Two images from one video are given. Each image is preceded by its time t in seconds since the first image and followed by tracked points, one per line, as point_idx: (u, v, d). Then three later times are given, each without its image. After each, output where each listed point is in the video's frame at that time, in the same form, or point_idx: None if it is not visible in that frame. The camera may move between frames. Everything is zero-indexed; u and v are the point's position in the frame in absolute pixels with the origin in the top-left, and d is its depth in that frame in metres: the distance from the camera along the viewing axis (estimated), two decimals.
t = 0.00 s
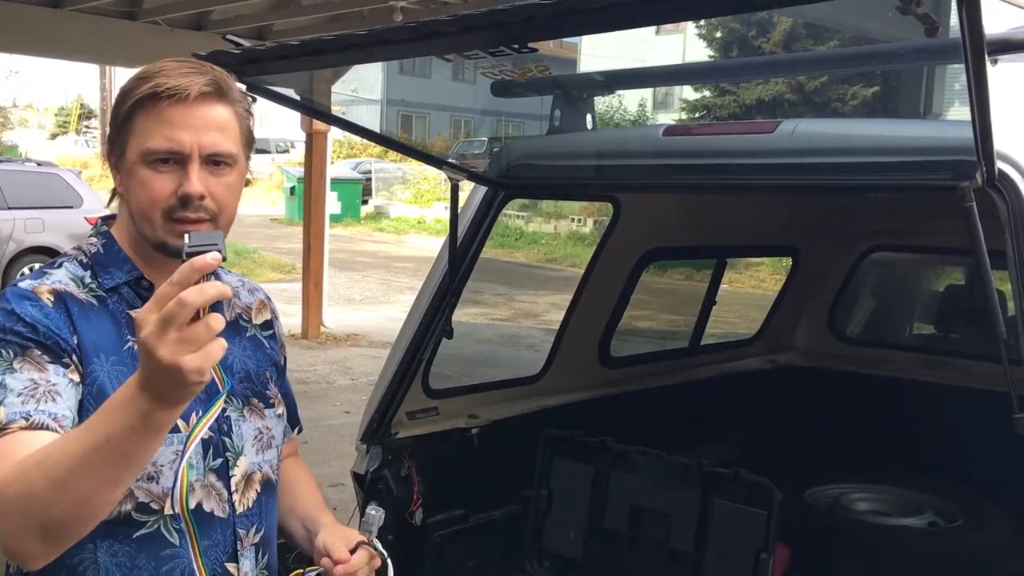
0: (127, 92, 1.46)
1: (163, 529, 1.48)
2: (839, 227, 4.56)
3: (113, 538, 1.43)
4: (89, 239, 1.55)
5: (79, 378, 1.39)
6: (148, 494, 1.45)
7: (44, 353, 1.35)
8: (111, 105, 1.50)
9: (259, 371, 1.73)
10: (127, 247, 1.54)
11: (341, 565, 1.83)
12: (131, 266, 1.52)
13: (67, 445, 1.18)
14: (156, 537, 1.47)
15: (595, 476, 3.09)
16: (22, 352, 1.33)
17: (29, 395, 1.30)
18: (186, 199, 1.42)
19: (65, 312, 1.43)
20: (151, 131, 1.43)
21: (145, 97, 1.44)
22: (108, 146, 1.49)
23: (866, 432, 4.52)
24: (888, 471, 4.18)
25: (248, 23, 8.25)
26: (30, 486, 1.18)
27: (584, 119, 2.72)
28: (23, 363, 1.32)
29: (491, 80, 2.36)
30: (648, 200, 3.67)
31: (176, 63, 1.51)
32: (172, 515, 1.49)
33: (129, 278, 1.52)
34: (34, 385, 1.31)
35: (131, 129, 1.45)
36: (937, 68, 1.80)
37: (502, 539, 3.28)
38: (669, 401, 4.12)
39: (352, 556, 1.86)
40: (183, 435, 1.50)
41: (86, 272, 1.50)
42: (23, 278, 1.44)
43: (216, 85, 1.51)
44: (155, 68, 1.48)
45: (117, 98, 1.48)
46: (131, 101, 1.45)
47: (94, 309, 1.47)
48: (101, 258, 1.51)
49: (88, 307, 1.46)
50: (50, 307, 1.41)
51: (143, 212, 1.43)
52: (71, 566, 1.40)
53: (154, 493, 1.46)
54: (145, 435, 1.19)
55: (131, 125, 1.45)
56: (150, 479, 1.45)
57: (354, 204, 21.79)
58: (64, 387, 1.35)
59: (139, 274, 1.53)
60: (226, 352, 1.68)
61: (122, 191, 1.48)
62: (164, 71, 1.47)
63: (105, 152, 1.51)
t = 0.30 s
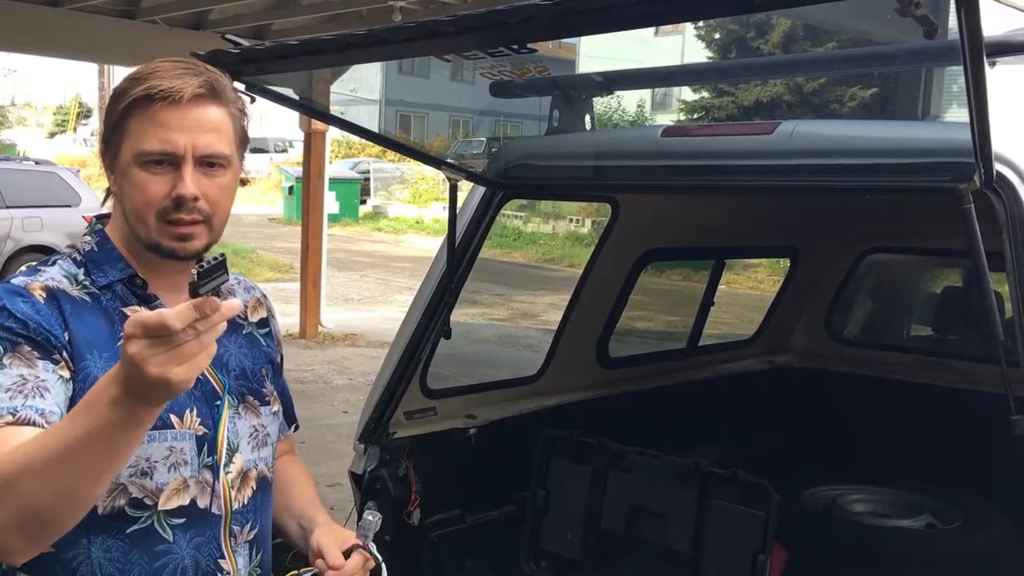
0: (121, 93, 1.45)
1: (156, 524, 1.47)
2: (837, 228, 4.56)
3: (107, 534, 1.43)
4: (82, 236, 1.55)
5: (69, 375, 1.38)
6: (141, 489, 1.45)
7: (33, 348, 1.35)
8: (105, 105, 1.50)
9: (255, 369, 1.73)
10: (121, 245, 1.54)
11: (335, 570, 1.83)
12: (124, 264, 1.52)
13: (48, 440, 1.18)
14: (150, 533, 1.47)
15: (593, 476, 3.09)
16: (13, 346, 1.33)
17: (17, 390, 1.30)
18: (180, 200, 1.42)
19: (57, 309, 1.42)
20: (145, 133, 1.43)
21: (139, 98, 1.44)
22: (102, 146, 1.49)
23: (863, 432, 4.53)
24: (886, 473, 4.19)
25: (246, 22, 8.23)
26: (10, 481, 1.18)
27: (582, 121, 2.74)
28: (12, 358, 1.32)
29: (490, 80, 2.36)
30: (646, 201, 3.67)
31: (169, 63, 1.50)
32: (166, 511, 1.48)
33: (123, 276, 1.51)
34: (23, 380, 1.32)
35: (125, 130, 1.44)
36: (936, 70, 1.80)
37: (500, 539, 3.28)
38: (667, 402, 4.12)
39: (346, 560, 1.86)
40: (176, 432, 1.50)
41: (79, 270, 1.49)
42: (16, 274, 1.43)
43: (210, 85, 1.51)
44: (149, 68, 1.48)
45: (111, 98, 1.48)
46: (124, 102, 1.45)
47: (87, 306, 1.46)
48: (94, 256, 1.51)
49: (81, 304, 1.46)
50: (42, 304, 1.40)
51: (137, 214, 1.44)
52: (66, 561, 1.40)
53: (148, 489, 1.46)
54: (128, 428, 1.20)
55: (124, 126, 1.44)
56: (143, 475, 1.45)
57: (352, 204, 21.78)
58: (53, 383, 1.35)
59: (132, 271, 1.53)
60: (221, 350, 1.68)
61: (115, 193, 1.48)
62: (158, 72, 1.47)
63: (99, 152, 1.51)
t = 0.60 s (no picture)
0: (123, 92, 1.45)
1: (151, 527, 1.47)
2: (834, 229, 4.56)
3: (101, 535, 1.42)
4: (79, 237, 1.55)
5: (66, 380, 1.38)
6: (136, 491, 1.45)
7: (29, 353, 1.34)
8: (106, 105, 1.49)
9: (251, 370, 1.74)
10: (118, 245, 1.54)
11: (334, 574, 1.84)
12: (122, 264, 1.53)
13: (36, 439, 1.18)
14: (144, 535, 1.46)
15: (590, 476, 3.09)
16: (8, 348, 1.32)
17: (12, 398, 1.29)
18: (182, 201, 1.42)
19: (53, 310, 1.42)
20: (148, 133, 1.43)
21: (142, 98, 1.44)
22: (103, 146, 1.49)
23: (860, 433, 4.53)
24: (882, 474, 4.19)
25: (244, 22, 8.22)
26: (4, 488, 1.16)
27: (580, 121, 2.74)
28: (8, 363, 1.31)
29: (487, 80, 2.36)
30: (644, 202, 3.67)
31: (171, 63, 1.50)
32: (161, 513, 1.48)
33: (120, 277, 1.52)
34: (19, 386, 1.31)
35: (127, 130, 1.44)
36: (933, 71, 1.80)
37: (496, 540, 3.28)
38: (664, 402, 4.12)
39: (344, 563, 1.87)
40: (172, 433, 1.50)
41: (76, 270, 1.50)
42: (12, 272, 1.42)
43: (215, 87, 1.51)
44: (151, 68, 1.48)
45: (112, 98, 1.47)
46: (128, 102, 1.44)
47: (83, 308, 1.46)
48: (92, 257, 1.52)
49: (78, 306, 1.46)
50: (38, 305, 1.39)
51: (139, 213, 1.43)
52: (58, 563, 1.39)
53: (143, 490, 1.46)
54: (122, 421, 1.20)
55: (126, 126, 1.44)
56: (139, 476, 1.45)
57: (349, 204, 21.78)
58: (49, 390, 1.34)
59: (130, 272, 1.53)
60: (216, 352, 1.68)
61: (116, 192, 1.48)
62: (162, 72, 1.47)
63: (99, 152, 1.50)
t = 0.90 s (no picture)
0: (213, 122, 1.50)
1: (146, 531, 1.48)
2: (832, 229, 4.57)
3: (97, 539, 1.43)
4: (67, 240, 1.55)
5: (58, 388, 1.38)
6: (130, 496, 1.45)
7: (21, 361, 1.34)
8: (176, 120, 1.48)
9: (243, 369, 1.74)
10: (142, 249, 1.54)
11: None
12: (111, 268, 1.52)
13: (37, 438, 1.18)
14: (140, 539, 1.47)
15: (588, 476, 3.09)
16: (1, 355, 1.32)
17: (8, 407, 1.29)
18: (243, 240, 1.57)
19: (40, 316, 1.41)
20: (242, 172, 1.52)
21: (247, 145, 1.53)
22: (167, 161, 1.47)
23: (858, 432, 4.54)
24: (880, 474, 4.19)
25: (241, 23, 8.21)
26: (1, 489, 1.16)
27: (578, 122, 2.73)
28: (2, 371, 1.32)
29: (485, 81, 2.36)
30: (642, 202, 3.67)
31: (245, 100, 1.58)
32: (156, 517, 1.49)
33: (110, 281, 1.52)
34: (12, 395, 1.31)
35: (217, 162, 1.49)
36: (930, 71, 1.81)
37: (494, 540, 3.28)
38: (662, 402, 4.12)
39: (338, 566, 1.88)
40: (165, 437, 1.49)
41: (64, 275, 1.50)
42: None
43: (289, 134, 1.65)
44: (235, 105, 1.54)
45: (193, 120, 1.48)
46: (222, 135, 1.50)
47: (70, 314, 1.46)
48: (81, 261, 1.51)
49: (65, 312, 1.45)
50: (25, 313, 1.39)
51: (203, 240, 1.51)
52: (54, 567, 1.40)
53: (137, 495, 1.46)
54: (120, 413, 1.21)
55: (220, 159, 1.49)
56: (132, 481, 1.45)
57: (347, 204, 21.76)
58: (44, 399, 1.35)
59: (120, 277, 1.53)
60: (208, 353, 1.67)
61: (173, 211, 1.50)
62: (249, 112, 1.55)
63: (153, 161, 1.47)
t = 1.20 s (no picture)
0: (276, 155, 1.66)
1: (153, 536, 1.55)
2: (832, 228, 4.56)
3: (104, 544, 1.51)
4: (85, 237, 1.63)
5: (45, 415, 1.45)
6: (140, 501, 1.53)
7: (9, 390, 1.40)
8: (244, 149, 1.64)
9: (245, 374, 1.84)
10: (178, 255, 1.65)
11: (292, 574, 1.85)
12: (130, 270, 1.61)
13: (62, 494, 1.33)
14: (147, 544, 1.55)
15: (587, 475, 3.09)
16: None
17: None
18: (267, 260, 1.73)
19: (54, 321, 1.49)
20: (292, 203, 1.69)
21: (299, 180, 1.70)
22: (231, 184, 1.61)
23: (857, 431, 4.55)
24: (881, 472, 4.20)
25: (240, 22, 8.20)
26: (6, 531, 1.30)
27: (577, 120, 2.74)
28: None
29: (483, 80, 2.35)
30: (641, 200, 3.67)
31: (294, 136, 1.74)
32: (164, 522, 1.56)
33: (127, 283, 1.59)
34: None
35: (275, 191, 1.65)
36: (929, 70, 1.81)
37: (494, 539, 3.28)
38: (661, 402, 4.13)
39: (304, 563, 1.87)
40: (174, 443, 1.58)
41: (81, 275, 1.57)
42: (17, 279, 1.49)
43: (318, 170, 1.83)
44: (292, 142, 1.71)
45: (259, 151, 1.65)
46: (283, 167, 1.67)
47: (84, 316, 1.53)
48: (99, 261, 1.59)
49: (79, 314, 1.53)
50: (39, 318, 1.46)
51: (240, 259, 1.67)
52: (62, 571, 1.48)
53: (147, 501, 1.53)
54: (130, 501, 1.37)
55: (280, 189, 1.66)
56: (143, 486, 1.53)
57: (347, 203, 21.75)
58: (24, 430, 1.41)
59: (137, 278, 1.61)
60: (213, 356, 1.76)
61: (222, 231, 1.63)
62: (303, 149, 1.73)
63: (218, 182, 1.60)
